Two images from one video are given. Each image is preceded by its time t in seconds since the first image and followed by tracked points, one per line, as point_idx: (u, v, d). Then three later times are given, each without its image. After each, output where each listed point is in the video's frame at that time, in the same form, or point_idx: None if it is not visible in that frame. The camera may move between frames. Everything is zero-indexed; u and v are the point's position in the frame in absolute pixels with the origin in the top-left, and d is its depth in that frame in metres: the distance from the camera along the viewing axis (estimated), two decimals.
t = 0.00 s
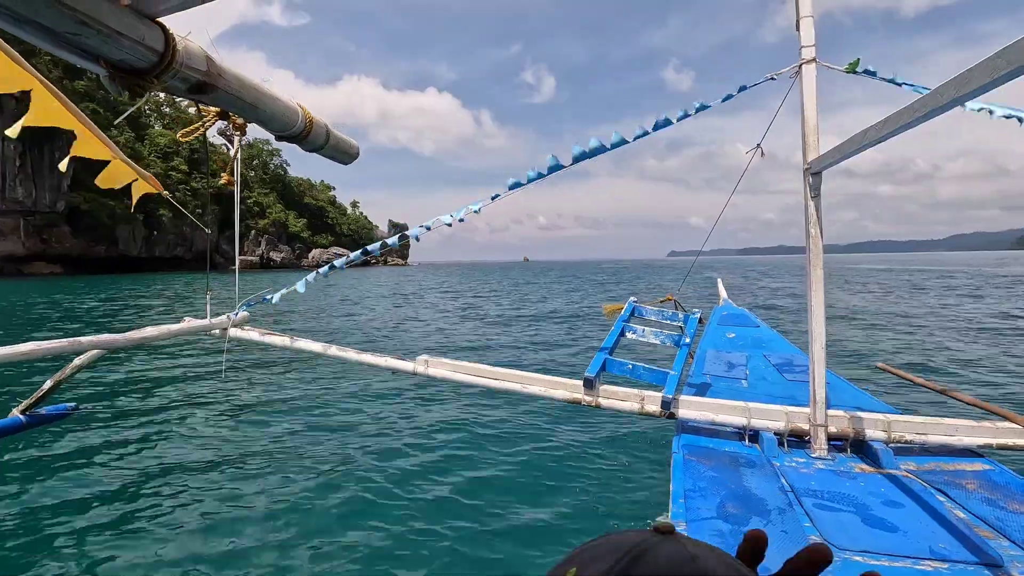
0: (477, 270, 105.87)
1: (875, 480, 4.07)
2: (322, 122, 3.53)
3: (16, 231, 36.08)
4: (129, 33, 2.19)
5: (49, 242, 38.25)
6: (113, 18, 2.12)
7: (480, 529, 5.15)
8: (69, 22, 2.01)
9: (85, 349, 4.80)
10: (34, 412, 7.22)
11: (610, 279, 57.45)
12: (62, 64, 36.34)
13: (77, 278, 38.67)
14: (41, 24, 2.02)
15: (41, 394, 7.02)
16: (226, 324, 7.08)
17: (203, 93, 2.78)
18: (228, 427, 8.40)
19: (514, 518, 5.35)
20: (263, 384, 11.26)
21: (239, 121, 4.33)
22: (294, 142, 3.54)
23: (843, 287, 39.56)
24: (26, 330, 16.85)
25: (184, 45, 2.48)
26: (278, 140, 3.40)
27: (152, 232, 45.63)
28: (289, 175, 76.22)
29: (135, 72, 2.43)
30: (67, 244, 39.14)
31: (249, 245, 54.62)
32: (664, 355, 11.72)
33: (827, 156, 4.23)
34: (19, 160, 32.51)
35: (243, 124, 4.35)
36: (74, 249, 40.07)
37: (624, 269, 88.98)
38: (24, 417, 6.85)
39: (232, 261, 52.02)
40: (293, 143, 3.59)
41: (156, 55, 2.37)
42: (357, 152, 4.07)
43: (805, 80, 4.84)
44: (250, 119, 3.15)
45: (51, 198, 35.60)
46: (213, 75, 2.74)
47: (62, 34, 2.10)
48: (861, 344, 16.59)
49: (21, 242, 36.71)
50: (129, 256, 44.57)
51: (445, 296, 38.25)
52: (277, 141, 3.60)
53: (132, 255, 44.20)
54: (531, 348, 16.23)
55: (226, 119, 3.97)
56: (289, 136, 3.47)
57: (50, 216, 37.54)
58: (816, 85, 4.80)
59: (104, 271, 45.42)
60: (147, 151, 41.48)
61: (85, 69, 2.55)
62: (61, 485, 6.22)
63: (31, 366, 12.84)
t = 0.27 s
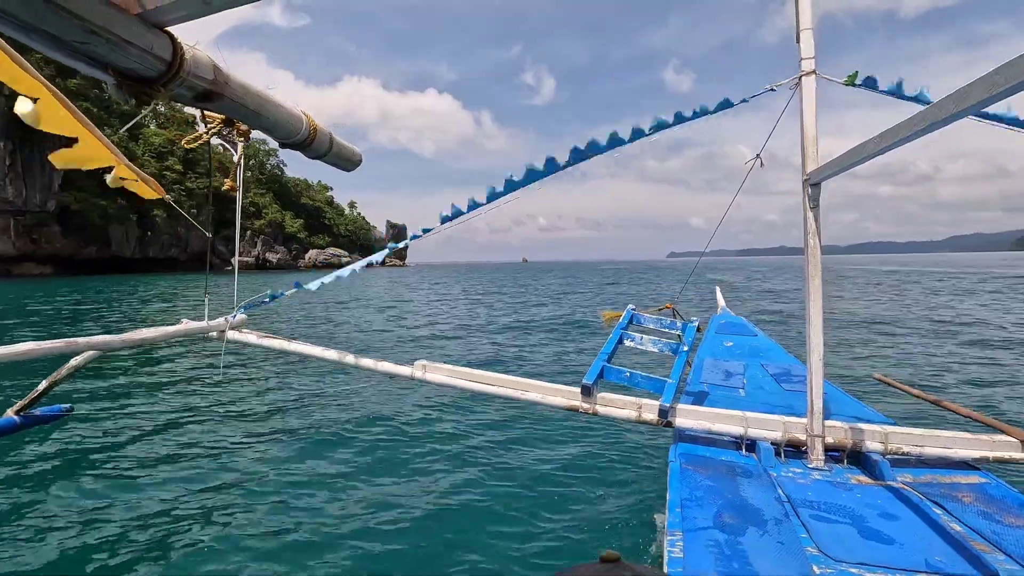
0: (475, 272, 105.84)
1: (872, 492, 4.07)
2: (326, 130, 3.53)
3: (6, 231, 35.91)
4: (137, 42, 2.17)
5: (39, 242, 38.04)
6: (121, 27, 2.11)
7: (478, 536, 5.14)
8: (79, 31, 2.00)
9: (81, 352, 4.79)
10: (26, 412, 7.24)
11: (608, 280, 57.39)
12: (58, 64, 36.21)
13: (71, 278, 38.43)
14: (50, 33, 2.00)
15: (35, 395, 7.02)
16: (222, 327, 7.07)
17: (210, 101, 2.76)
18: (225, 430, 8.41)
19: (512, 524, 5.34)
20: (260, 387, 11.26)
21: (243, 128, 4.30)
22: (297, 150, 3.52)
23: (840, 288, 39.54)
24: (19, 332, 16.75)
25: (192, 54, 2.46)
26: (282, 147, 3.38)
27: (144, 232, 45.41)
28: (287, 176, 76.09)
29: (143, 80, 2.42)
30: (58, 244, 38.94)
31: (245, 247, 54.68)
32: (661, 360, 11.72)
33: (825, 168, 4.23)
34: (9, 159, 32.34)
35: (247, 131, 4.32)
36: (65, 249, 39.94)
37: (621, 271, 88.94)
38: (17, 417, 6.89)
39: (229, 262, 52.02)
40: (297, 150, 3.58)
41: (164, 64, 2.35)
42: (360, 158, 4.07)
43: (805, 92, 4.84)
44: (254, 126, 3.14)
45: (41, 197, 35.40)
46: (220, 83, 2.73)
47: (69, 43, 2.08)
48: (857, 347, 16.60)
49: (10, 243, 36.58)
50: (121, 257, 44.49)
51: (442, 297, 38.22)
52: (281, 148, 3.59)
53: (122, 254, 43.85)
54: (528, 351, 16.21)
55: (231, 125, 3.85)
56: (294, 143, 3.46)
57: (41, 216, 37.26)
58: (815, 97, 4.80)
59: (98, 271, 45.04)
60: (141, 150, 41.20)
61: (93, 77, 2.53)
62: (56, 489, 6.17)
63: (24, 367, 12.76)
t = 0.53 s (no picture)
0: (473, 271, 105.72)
1: (867, 502, 4.06)
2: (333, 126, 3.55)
3: None
4: (151, 35, 2.20)
5: (30, 242, 36.84)
6: (135, 20, 2.14)
7: (475, 536, 5.14)
8: (93, 23, 2.02)
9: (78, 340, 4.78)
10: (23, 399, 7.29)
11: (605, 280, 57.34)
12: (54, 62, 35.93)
13: (64, 278, 37.95)
14: (64, 23, 2.01)
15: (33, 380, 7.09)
16: (222, 319, 7.04)
17: (220, 95, 2.78)
18: (223, 423, 8.44)
19: (509, 525, 5.34)
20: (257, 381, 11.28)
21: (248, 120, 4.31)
22: (304, 146, 3.54)
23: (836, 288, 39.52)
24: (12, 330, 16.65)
25: (202, 47, 2.48)
26: (288, 143, 3.40)
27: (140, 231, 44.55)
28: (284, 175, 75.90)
29: (154, 72, 2.43)
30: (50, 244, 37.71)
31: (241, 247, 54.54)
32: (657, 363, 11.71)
33: (828, 177, 4.22)
34: None
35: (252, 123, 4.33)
36: (57, 250, 38.62)
37: (618, 271, 88.90)
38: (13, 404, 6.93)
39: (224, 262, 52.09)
40: (305, 147, 3.60)
41: (175, 56, 2.37)
42: (364, 156, 4.09)
43: (809, 102, 4.83)
44: (262, 121, 3.16)
45: (32, 196, 35.16)
46: (229, 77, 2.74)
47: (84, 35, 2.10)
48: (851, 348, 16.64)
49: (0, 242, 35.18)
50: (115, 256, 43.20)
51: (439, 297, 38.16)
52: (287, 144, 3.60)
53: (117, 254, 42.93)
54: (525, 351, 16.18)
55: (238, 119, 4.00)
56: (301, 140, 3.48)
57: (32, 215, 36.27)
58: (819, 108, 4.80)
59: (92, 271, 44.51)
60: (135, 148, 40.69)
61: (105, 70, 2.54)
62: (56, 479, 6.17)
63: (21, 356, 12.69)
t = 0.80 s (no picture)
0: (471, 271, 105.65)
1: (859, 503, 4.06)
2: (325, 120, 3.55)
3: None
4: (138, 27, 2.20)
5: (21, 242, 36.80)
6: (123, 12, 2.14)
7: (470, 529, 5.16)
8: (78, 15, 2.00)
9: (75, 331, 4.76)
10: (21, 389, 7.29)
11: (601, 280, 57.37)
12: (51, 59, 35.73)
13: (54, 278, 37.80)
14: (50, 15, 2.01)
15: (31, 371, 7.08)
16: (219, 311, 7.01)
17: (209, 87, 2.78)
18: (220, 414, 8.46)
19: (504, 519, 5.35)
20: (254, 373, 11.29)
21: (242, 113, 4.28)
22: (296, 139, 3.54)
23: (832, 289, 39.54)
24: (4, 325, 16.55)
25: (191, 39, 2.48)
26: (280, 136, 3.40)
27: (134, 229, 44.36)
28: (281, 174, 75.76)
29: (141, 65, 2.43)
30: (41, 243, 37.62)
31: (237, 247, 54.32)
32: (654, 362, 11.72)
33: (826, 180, 4.21)
34: None
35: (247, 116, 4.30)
36: (48, 249, 38.60)
37: (615, 271, 88.87)
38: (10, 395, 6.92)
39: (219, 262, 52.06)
40: (297, 141, 3.61)
41: (161, 48, 2.36)
42: (358, 150, 4.10)
43: (809, 104, 4.83)
44: (253, 114, 3.16)
45: (23, 194, 34.58)
46: (218, 70, 2.74)
47: (71, 27, 2.10)
48: (845, 348, 16.64)
49: None
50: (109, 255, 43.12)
51: (435, 296, 38.13)
52: (280, 138, 3.61)
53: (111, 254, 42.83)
54: (521, 350, 16.18)
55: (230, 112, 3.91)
56: (293, 133, 3.50)
57: (23, 214, 36.05)
58: (819, 110, 4.79)
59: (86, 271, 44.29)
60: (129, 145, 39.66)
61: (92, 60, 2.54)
62: (55, 468, 6.16)
63: (16, 348, 12.62)
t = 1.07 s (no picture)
0: (470, 271, 105.44)
1: (858, 494, 4.07)
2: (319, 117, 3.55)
3: None
4: (128, 24, 2.21)
5: (11, 241, 36.00)
6: (112, 9, 2.14)
7: (472, 524, 5.17)
8: (65, 11, 2.01)
9: (73, 331, 4.75)
10: (20, 391, 7.31)
11: (598, 280, 57.22)
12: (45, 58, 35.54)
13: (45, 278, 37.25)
14: (37, 11, 2.02)
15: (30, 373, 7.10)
16: (217, 311, 7.01)
17: (201, 84, 2.79)
18: (219, 413, 8.48)
19: (505, 515, 5.36)
20: (254, 373, 11.30)
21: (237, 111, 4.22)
22: (290, 136, 3.54)
23: (831, 289, 39.45)
24: None
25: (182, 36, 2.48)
26: (274, 133, 3.40)
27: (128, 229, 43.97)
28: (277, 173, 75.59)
29: (131, 61, 2.43)
30: (31, 242, 36.88)
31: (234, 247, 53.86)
32: (652, 359, 11.71)
33: (822, 172, 4.22)
34: None
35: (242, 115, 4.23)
36: (38, 248, 37.86)
37: (612, 271, 88.83)
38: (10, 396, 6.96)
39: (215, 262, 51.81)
40: (291, 137, 3.61)
41: (152, 46, 2.36)
42: (353, 146, 4.11)
43: (806, 96, 4.84)
44: (247, 112, 3.16)
45: (13, 193, 34.13)
46: (210, 67, 2.73)
47: (61, 23, 2.11)
48: (838, 346, 16.70)
49: None
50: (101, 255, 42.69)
51: (432, 296, 37.97)
52: (273, 135, 3.61)
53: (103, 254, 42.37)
54: (519, 349, 16.16)
55: (226, 109, 3.81)
56: (286, 130, 3.49)
57: (13, 213, 35.41)
58: (816, 103, 4.80)
59: (80, 271, 43.88)
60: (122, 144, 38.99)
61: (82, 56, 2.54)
62: (55, 470, 6.14)
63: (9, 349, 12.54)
